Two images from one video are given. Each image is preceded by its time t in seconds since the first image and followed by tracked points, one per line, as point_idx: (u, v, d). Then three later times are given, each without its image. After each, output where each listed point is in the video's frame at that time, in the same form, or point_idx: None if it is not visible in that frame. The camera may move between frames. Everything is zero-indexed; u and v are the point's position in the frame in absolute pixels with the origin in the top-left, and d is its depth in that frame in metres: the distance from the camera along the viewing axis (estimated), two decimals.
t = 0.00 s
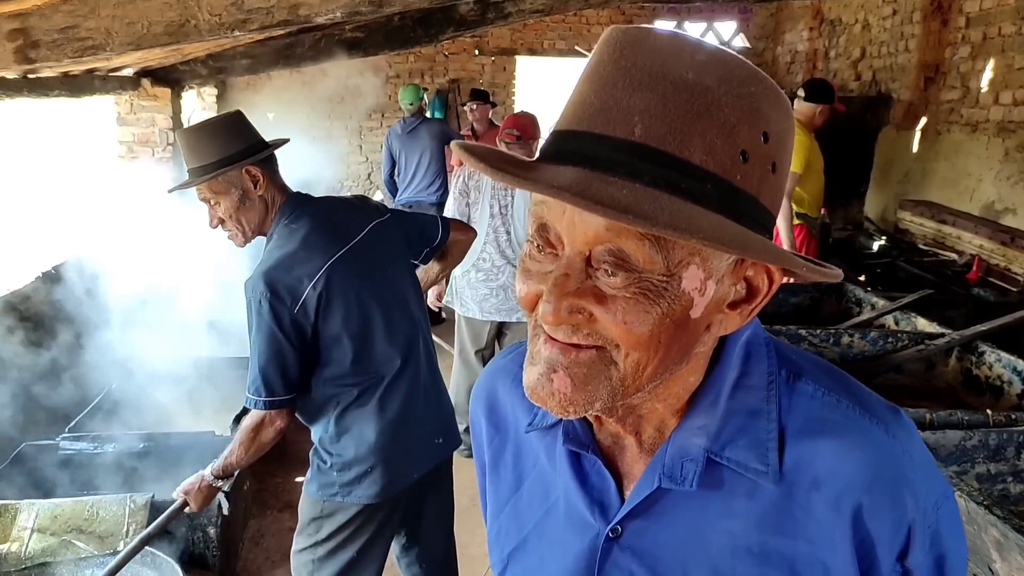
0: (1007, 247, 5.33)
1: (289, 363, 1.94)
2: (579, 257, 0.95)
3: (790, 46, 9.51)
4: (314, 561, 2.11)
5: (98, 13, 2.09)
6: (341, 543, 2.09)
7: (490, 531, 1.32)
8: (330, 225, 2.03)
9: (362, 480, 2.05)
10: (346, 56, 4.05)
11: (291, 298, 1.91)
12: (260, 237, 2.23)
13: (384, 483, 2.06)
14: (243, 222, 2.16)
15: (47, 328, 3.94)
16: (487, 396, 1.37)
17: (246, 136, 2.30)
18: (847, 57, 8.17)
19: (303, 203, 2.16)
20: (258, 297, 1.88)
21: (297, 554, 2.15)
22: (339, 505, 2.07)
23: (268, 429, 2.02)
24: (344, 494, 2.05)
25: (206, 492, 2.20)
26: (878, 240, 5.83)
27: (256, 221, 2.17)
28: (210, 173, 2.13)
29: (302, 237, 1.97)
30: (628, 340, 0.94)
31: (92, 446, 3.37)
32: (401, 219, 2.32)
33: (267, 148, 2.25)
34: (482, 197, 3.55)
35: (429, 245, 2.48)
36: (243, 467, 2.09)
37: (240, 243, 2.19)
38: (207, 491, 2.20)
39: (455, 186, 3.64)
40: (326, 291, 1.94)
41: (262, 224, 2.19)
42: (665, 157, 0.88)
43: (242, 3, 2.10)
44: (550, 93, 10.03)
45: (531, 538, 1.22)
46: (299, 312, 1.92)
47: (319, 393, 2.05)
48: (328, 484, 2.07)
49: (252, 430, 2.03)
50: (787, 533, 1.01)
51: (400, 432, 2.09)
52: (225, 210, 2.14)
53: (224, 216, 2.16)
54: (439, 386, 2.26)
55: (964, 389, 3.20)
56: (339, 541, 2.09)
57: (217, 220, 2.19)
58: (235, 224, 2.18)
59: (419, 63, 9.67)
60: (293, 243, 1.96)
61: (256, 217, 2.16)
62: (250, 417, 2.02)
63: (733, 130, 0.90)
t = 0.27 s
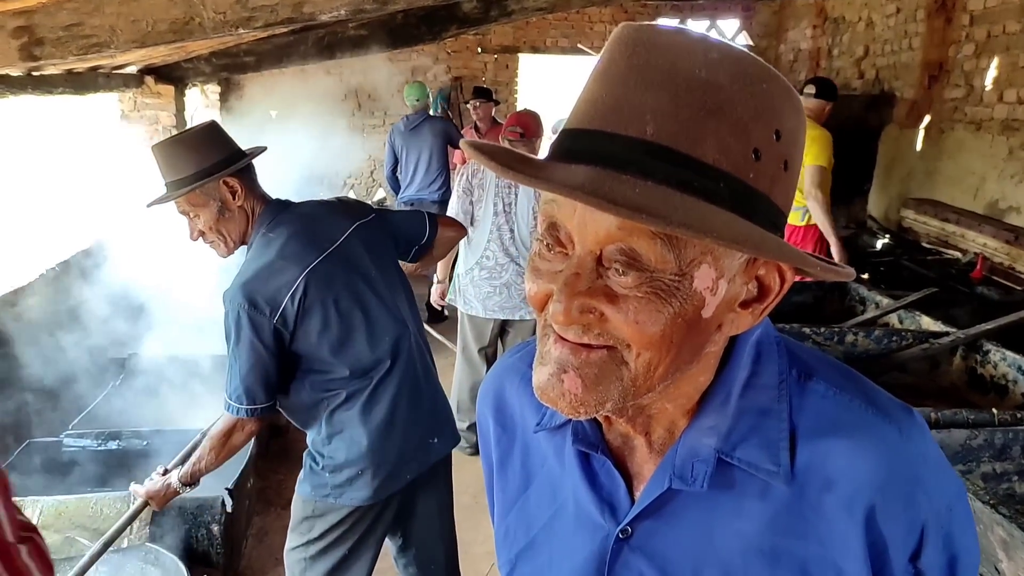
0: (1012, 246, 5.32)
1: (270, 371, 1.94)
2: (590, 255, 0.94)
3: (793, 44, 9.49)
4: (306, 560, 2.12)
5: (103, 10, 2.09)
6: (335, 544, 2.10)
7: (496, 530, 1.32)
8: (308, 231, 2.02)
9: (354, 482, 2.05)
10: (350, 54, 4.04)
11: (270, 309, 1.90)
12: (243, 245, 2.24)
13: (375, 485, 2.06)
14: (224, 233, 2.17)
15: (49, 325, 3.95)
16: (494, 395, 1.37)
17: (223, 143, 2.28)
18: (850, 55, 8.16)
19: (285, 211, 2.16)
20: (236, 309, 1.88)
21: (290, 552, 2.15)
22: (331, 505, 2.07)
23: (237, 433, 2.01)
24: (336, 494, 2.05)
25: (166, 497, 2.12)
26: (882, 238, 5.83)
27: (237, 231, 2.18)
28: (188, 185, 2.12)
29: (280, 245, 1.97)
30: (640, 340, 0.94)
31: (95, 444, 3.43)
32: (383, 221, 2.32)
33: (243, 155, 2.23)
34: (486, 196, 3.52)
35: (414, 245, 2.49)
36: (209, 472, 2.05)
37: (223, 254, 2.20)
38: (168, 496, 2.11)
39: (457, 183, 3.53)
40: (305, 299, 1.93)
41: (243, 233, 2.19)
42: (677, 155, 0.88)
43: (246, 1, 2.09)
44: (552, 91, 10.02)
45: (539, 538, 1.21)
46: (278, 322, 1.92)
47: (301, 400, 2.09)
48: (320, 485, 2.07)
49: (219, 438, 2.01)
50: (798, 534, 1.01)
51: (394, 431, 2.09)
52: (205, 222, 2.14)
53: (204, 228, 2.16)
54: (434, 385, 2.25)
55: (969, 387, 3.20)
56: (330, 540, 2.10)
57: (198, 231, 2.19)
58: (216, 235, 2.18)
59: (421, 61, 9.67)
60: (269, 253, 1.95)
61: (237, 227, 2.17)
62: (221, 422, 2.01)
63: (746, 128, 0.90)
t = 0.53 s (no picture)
0: (1017, 246, 5.29)
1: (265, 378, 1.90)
2: (598, 258, 0.93)
3: (798, 44, 9.46)
4: (306, 562, 2.10)
5: (106, 8, 2.08)
6: (336, 546, 2.09)
7: (501, 535, 1.30)
8: (295, 235, 1.99)
9: (358, 485, 2.03)
10: (353, 53, 4.03)
11: (261, 316, 1.87)
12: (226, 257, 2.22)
13: (380, 486, 2.05)
14: (207, 245, 2.15)
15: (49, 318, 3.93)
16: (500, 398, 1.36)
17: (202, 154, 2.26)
18: (855, 55, 8.14)
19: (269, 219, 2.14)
20: (226, 317, 1.84)
21: (291, 555, 2.14)
22: (334, 509, 2.06)
23: (234, 439, 1.98)
24: (341, 498, 2.04)
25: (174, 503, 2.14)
26: (886, 238, 5.81)
27: (220, 242, 2.16)
28: (168, 200, 2.10)
29: (268, 251, 1.92)
30: (649, 344, 0.92)
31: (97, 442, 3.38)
32: (367, 223, 2.30)
33: (223, 167, 2.21)
34: (490, 196, 3.52)
35: (400, 247, 2.47)
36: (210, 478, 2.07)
37: (207, 267, 2.18)
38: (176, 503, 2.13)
39: (461, 184, 3.52)
40: (296, 303, 1.90)
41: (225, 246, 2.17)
42: (687, 157, 0.87)
43: None
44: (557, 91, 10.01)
45: (545, 543, 1.20)
46: (270, 328, 1.89)
47: (297, 405, 2.06)
48: (325, 489, 2.05)
49: (218, 443, 1.99)
50: (809, 540, 0.99)
51: (393, 432, 2.08)
52: (187, 235, 2.12)
53: (187, 241, 2.14)
54: (431, 385, 2.24)
55: (975, 388, 3.18)
56: (334, 542, 2.09)
57: (181, 245, 2.17)
58: (198, 249, 2.16)
59: (426, 60, 9.65)
60: (261, 258, 1.91)
61: (219, 239, 2.15)
62: (216, 430, 1.99)
63: (757, 129, 0.88)
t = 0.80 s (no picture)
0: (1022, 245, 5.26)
1: (265, 372, 1.93)
2: (609, 258, 0.93)
3: (802, 42, 9.44)
4: (310, 560, 2.11)
5: (111, 6, 2.08)
6: (338, 543, 2.09)
7: (508, 534, 1.30)
8: (296, 232, 2.01)
9: (359, 482, 2.03)
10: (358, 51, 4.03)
11: (262, 310, 1.90)
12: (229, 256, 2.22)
13: (382, 484, 2.05)
14: (208, 242, 2.14)
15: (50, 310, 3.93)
16: (507, 397, 1.36)
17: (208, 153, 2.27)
18: (859, 53, 8.12)
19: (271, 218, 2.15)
20: (228, 311, 1.88)
21: (294, 553, 2.14)
22: (337, 507, 2.06)
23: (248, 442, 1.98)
24: (343, 496, 2.04)
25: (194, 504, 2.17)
26: (890, 238, 5.80)
27: (221, 240, 2.15)
28: (170, 195, 2.11)
29: (270, 246, 1.96)
30: (660, 343, 0.92)
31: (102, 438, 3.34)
32: (371, 224, 2.31)
33: (226, 165, 2.21)
34: (494, 194, 3.52)
35: (405, 249, 2.47)
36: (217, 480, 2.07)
37: (208, 264, 2.18)
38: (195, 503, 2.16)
39: (464, 182, 3.55)
40: (297, 298, 1.92)
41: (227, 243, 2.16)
42: (697, 156, 0.87)
43: None
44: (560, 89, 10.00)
45: (552, 542, 1.20)
46: (271, 323, 1.91)
47: (300, 403, 2.07)
48: (327, 487, 2.05)
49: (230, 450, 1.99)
50: (816, 539, 0.99)
51: (396, 430, 2.07)
52: (189, 231, 2.13)
53: (189, 238, 2.15)
54: (434, 383, 2.22)
55: (979, 388, 3.18)
56: (336, 539, 2.09)
57: (184, 241, 2.17)
58: (200, 245, 2.16)
59: (429, 58, 9.65)
60: (262, 252, 1.95)
61: (220, 236, 2.14)
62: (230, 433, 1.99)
63: (768, 128, 0.88)
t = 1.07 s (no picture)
0: None
1: (284, 369, 1.91)
2: (617, 259, 0.93)
3: (804, 43, 9.44)
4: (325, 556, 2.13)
5: (115, 6, 2.07)
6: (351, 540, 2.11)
7: (514, 533, 1.31)
8: (309, 229, 2.01)
9: (373, 478, 2.05)
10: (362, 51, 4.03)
11: (279, 305, 1.90)
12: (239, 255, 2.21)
13: (395, 480, 2.06)
14: (219, 239, 2.14)
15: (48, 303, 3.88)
16: (513, 396, 1.36)
17: (221, 152, 2.28)
18: (863, 54, 8.12)
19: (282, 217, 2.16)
20: (245, 308, 1.87)
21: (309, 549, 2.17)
22: (351, 504, 2.08)
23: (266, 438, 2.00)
24: (356, 493, 2.06)
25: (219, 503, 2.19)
26: (892, 238, 5.80)
27: (232, 238, 2.15)
28: (183, 191, 2.11)
29: (286, 240, 1.98)
30: (667, 344, 0.92)
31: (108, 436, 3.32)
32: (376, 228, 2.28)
33: (238, 165, 2.22)
34: (496, 194, 3.52)
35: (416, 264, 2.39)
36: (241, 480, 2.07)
37: (218, 262, 2.17)
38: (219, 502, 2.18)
39: (467, 182, 3.55)
40: (314, 293, 1.92)
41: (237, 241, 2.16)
42: (707, 159, 0.87)
43: None
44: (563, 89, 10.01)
45: (557, 541, 1.20)
46: (288, 319, 1.91)
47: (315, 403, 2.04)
48: (340, 485, 2.08)
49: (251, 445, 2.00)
50: (822, 540, 0.99)
51: (407, 426, 2.08)
52: (200, 228, 2.13)
53: (200, 235, 2.14)
54: (445, 380, 2.24)
55: (981, 388, 3.17)
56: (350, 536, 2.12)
57: (194, 239, 2.17)
58: (211, 242, 2.15)
59: (433, 57, 9.66)
60: (276, 250, 1.96)
61: (231, 234, 2.14)
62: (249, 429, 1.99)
63: (777, 131, 0.89)
